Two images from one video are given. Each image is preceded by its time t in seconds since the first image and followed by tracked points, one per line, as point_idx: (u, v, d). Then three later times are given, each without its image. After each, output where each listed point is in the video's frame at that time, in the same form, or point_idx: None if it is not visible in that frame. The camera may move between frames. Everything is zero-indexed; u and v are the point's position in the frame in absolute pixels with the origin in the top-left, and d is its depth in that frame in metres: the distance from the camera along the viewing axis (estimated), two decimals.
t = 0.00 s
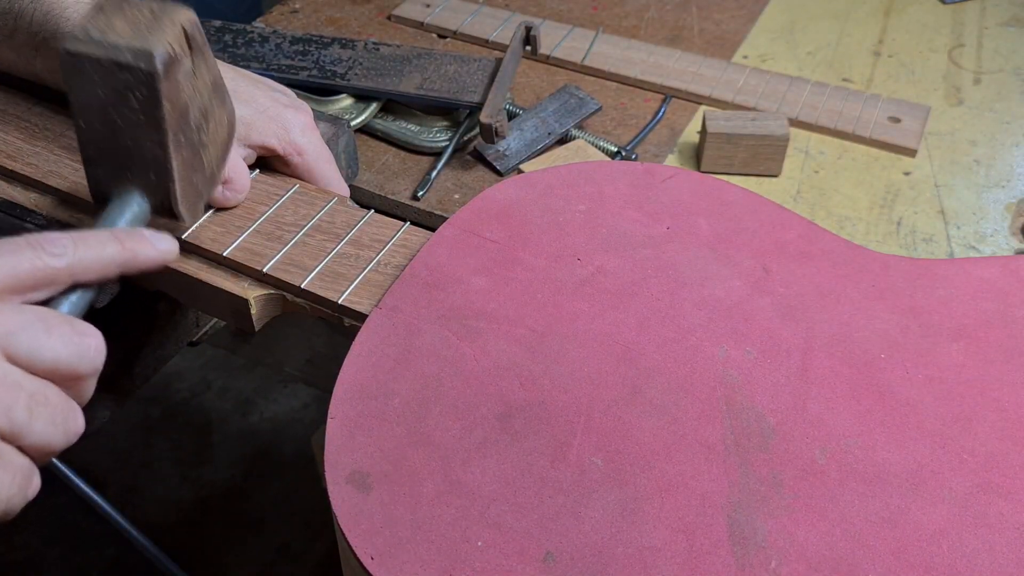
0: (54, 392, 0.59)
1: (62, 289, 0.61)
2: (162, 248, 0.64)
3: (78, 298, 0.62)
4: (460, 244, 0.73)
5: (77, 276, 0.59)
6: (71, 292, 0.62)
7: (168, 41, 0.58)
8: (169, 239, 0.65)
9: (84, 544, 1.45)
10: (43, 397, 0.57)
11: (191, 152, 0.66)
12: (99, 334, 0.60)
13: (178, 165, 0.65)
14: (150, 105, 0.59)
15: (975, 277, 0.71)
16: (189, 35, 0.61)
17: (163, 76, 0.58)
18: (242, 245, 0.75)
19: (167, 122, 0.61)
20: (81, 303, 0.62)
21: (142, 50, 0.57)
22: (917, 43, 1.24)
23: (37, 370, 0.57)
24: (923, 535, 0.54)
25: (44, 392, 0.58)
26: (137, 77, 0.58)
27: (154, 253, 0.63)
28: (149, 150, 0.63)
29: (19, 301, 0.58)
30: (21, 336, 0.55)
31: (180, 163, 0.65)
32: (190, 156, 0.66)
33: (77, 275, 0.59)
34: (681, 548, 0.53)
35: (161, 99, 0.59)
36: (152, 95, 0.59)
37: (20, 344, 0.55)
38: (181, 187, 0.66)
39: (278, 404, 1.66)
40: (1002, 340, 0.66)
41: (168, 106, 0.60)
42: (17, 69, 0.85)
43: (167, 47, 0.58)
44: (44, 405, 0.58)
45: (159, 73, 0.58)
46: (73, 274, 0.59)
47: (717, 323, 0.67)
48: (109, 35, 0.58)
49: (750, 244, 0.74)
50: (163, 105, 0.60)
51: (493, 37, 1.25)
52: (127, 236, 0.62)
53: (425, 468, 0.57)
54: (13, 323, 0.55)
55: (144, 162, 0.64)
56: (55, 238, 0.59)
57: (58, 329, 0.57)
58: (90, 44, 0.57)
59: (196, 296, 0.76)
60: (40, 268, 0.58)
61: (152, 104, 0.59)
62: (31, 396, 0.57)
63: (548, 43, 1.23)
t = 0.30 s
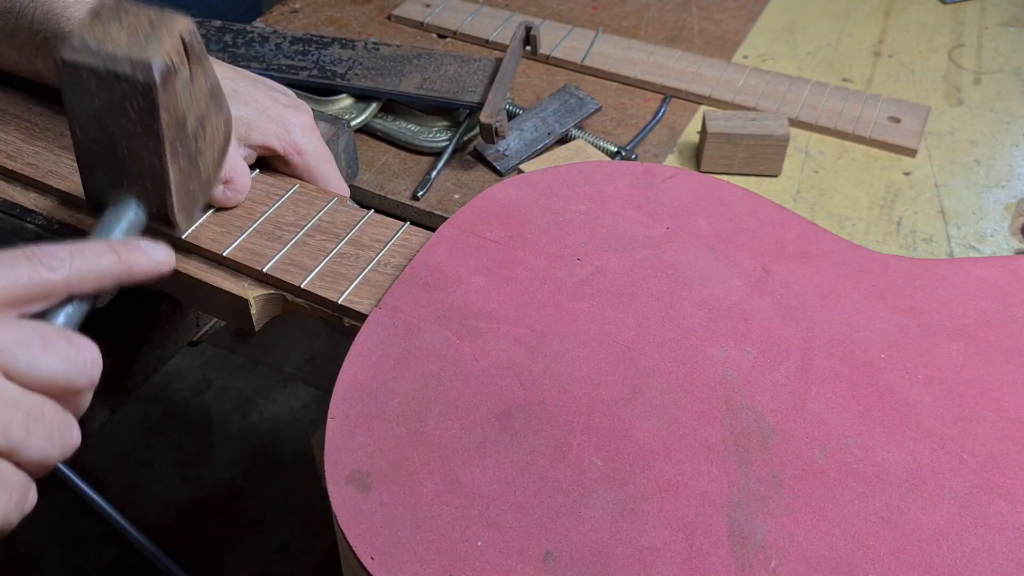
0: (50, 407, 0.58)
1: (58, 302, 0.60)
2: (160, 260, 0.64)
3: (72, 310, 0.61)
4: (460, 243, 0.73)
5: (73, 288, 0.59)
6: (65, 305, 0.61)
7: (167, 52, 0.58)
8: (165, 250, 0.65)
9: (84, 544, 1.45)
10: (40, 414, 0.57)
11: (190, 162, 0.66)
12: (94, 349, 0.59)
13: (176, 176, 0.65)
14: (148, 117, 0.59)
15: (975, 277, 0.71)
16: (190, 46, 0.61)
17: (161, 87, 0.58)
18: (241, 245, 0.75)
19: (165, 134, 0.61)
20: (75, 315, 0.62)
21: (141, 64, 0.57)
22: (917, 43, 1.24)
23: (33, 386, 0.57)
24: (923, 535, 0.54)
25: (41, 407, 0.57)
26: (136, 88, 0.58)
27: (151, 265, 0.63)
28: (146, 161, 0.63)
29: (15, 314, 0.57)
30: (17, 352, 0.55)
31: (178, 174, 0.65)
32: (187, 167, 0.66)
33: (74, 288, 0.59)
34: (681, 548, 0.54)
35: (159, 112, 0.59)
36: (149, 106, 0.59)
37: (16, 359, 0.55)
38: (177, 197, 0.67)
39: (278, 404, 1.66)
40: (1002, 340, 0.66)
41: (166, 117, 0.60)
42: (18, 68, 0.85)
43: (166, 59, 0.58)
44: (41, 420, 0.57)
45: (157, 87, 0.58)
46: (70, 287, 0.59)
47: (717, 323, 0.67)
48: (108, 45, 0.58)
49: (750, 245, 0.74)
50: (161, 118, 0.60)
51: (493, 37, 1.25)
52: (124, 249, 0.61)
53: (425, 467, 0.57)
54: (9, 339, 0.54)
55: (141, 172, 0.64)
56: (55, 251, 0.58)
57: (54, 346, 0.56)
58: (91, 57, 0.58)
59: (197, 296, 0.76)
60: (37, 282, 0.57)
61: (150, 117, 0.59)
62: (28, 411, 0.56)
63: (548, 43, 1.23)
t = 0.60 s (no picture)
0: (67, 389, 0.58)
1: (72, 284, 0.61)
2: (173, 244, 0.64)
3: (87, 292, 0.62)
4: (460, 243, 0.73)
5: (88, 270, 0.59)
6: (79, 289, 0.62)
7: (183, 37, 0.59)
8: (178, 234, 0.66)
9: (85, 544, 1.45)
10: (57, 395, 0.57)
11: (202, 149, 0.66)
12: (111, 330, 0.59)
13: (189, 163, 0.64)
14: (163, 99, 0.60)
15: (975, 277, 0.71)
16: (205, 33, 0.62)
17: (177, 71, 0.59)
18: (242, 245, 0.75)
19: (179, 118, 0.61)
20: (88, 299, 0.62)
21: (158, 47, 0.58)
22: (917, 43, 1.24)
23: (50, 366, 0.57)
24: (923, 535, 0.54)
25: (58, 389, 0.57)
26: (152, 71, 0.58)
27: (164, 248, 0.64)
28: (159, 145, 0.63)
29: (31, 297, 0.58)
30: (34, 334, 0.55)
31: (191, 159, 0.64)
32: (200, 154, 0.66)
33: (90, 270, 0.59)
34: (681, 548, 0.54)
35: (174, 95, 0.59)
36: (165, 89, 0.59)
37: (33, 341, 0.55)
38: (189, 183, 0.65)
39: (279, 404, 1.66)
40: (1002, 340, 0.66)
41: (180, 100, 0.60)
42: (19, 66, 0.85)
43: (182, 44, 0.59)
44: (59, 402, 0.57)
45: (173, 69, 0.58)
46: (86, 268, 0.59)
47: (717, 323, 0.67)
48: (126, 31, 0.59)
49: (750, 245, 0.74)
50: (177, 101, 0.60)
51: (493, 37, 1.25)
52: (137, 231, 0.62)
53: (425, 467, 0.57)
54: (24, 319, 0.55)
55: (153, 158, 0.64)
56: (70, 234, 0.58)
57: (69, 327, 0.56)
58: (110, 40, 0.59)
59: (197, 296, 0.76)
60: (53, 263, 0.57)
61: (166, 99, 0.60)
62: (46, 393, 0.56)
63: (548, 44, 1.23)
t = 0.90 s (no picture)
0: (61, 396, 0.58)
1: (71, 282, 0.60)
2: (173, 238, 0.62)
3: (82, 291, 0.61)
4: (460, 244, 0.73)
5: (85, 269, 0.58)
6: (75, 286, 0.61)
7: (192, 28, 0.54)
8: (178, 227, 0.63)
9: (85, 544, 1.45)
10: (50, 402, 0.57)
11: (207, 139, 0.62)
12: (106, 334, 0.59)
13: (193, 155, 0.61)
14: (168, 94, 0.56)
15: (974, 277, 0.71)
16: (213, 21, 0.57)
17: (184, 65, 0.54)
18: (241, 245, 0.75)
19: (185, 115, 0.57)
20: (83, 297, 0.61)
21: (166, 40, 0.53)
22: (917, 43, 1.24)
23: (44, 373, 0.56)
24: (923, 535, 0.54)
25: (52, 397, 0.57)
26: (158, 65, 0.54)
27: (164, 243, 0.61)
28: (162, 139, 0.59)
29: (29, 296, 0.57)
30: (30, 339, 0.54)
31: (195, 152, 0.61)
32: (205, 144, 0.62)
33: (88, 268, 0.58)
34: (681, 548, 0.54)
35: (181, 89, 0.55)
36: (170, 85, 0.55)
37: (28, 347, 0.54)
38: (192, 174, 0.62)
39: (279, 404, 1.66)
40: (1002, 340, 0.66)
41: (187, 96, 0.56)
42: (17, 65, 0.85)
43: (191, 36, 0.54)
44: (53, 411, 0.57)
45: (181, 64, 0.54)
46: (87, 267, 0.58)
47: (717, 323, 0.67)
48: (133, 20, 0.54)
49: (750, 245, 0.74)
50: (183, 98, 0.56)
51: (493, 37, 1.25)
52: (137, 223, 0.60)
53: (425, 467, 0.57)
54: (19, 325, 0.54)
55: (155, 150, 0.60)
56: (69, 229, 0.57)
57: (66, 333, 0.56)
58: (112, 27, 0.54)
59: (197, 296, 0.76)
60: (50, 262, 0.56)
61: (172, 96, 0.56)
62: (39, 402, 0.56)
63: (548, 43, 1.23)
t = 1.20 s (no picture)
0: (56, 445, 0.52)
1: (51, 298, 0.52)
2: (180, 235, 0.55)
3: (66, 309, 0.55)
4: (461, 244, 0.73)
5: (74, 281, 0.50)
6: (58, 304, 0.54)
7: None
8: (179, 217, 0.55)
9: (85, 544, 1.45)
10: (39, 454, 0.51)
11: (206, 106, 0.60)
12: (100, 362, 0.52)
13: (192, 127, 0.58)
14: (166, 62, 0.53)
15: (974, 277, 0.71)
16: None
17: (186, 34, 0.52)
18: (241, 245, 0.75)
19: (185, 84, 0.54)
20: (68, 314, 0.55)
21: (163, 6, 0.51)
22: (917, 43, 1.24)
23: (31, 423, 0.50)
24: (923, 535, 0.54)
25: (46, 450, 0.51)
26: (154, 32, 0.52)
27: (166, 241, 0.53)
28: (157, 112, 0.56)
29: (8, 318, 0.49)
30: (14, 390, 0.47)
31: (194, 123, 0.58)
32: (204, 112, 0.60)
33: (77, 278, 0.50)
34: (681, 548, 0.54)
35: (183, 57, 0.53)
36: (170, 54, 0.53)
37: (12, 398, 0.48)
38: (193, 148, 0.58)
39: (279, 405, 1.66)
40: (1002, 340, 0.66)
41: (188, 65, 0.54)
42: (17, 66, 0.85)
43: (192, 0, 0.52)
44: (47, 467, 0.51)
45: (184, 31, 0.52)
46: (73, 281, 0.50)
47: (717, 323, 0.67)
48: None
49: (750, 245, 0.74)
50: (183, 64, 0.53)
51: (493, 37, 1.25)
52: (125, 224, 0.51)
53: (425, 467, 0.57)
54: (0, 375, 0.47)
55: (148, 124, 0.56)
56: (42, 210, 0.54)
57: (55, 373, 0.49)
58: None
59: (198, 297, 0.76)
60: (29, 277, 0.48)
61: (171, 60, 0.53)
62: (30, 459, 0.50)
63: (548, 44, 1.23)
